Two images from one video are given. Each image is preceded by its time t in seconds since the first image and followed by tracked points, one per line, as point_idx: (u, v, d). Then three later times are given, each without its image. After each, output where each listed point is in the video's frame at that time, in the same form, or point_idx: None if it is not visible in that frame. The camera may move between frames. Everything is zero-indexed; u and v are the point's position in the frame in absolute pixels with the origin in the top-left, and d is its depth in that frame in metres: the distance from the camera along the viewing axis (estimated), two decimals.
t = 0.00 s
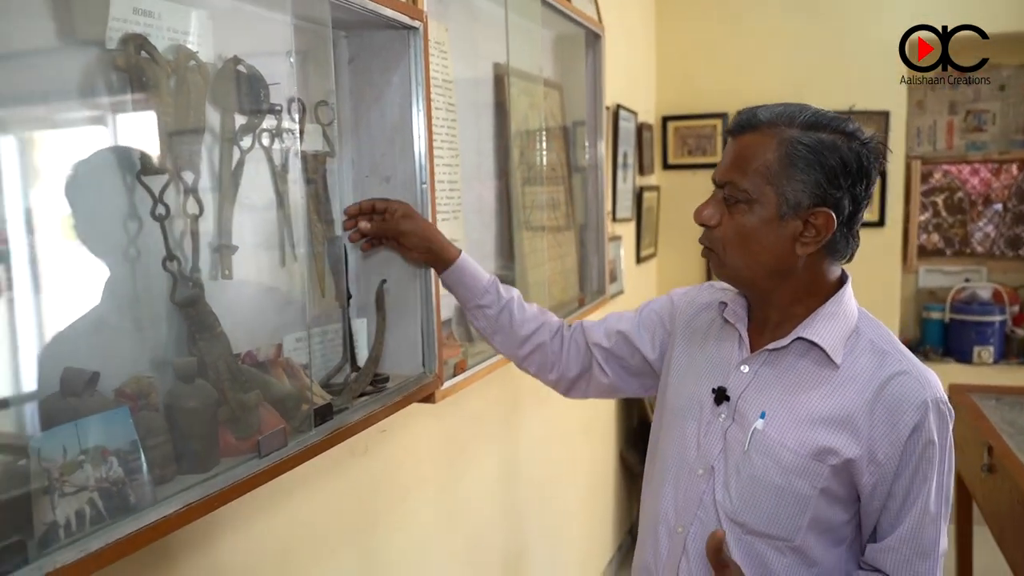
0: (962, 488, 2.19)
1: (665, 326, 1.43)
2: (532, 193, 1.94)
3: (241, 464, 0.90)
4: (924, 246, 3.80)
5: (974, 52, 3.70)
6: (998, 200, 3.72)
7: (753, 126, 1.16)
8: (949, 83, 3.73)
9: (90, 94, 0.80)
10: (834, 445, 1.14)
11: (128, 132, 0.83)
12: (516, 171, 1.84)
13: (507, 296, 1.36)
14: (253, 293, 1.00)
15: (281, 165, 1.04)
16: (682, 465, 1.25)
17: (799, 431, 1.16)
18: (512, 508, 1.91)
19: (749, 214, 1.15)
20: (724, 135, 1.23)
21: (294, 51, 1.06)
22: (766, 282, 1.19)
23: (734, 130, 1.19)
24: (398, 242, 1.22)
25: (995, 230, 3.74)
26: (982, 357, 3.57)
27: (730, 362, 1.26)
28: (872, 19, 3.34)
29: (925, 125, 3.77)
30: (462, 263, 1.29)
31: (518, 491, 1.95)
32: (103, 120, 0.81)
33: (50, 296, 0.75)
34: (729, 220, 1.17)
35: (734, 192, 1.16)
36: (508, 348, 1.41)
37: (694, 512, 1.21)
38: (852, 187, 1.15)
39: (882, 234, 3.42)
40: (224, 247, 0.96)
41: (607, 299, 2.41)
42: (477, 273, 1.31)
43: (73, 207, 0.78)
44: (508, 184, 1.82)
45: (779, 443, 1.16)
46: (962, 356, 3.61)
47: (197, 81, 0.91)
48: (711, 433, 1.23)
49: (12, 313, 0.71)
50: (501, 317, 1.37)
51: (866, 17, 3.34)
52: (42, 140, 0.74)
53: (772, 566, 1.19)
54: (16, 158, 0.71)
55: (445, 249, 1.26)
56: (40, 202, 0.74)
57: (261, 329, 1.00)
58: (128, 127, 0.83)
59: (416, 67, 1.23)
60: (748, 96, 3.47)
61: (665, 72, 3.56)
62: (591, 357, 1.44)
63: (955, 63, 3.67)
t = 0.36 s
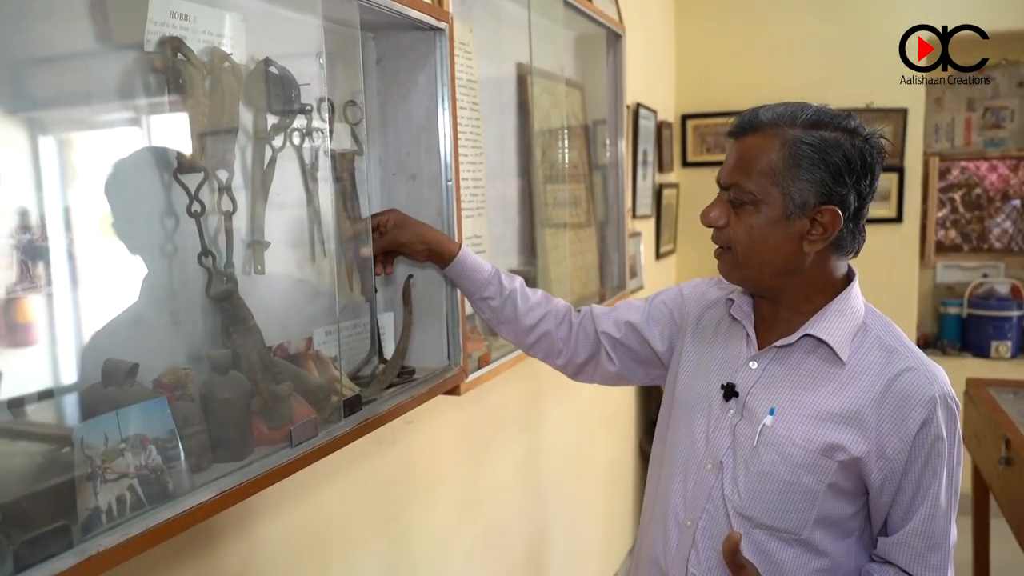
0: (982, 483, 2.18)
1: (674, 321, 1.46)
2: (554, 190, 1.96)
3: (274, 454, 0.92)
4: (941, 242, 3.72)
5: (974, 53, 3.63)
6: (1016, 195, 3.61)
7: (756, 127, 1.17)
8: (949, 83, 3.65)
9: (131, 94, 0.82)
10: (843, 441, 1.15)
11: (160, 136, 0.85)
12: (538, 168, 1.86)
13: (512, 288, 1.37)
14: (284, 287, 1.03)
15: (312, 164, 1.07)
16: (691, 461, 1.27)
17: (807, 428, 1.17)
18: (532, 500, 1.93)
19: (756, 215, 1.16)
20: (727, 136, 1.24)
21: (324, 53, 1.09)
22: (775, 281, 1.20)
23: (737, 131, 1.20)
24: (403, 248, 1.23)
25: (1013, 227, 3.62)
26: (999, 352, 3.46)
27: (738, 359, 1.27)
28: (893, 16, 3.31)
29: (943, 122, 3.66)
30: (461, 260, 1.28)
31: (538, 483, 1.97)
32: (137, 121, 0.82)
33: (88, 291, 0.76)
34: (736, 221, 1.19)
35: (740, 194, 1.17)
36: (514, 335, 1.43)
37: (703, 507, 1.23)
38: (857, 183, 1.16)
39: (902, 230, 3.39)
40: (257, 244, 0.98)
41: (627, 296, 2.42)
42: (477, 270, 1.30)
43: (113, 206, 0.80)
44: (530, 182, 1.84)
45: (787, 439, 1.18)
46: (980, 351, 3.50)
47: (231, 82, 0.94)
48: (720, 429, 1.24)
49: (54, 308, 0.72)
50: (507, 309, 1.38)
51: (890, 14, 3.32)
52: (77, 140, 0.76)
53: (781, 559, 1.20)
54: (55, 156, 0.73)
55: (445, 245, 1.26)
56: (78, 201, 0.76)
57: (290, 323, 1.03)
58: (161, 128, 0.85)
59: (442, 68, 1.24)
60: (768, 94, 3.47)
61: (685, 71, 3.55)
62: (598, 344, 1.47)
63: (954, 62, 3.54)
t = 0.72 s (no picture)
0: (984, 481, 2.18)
1: (669, 317, 1.46)
2: (557, 188, 1.96)
3: (274, 450, 0.91)
4: (945, 240, 3.69)
5: (975, 53, 3.62)
6: (1020, 193, 3.58)
7: (750, 125, 1.17)
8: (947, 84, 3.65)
9: (131, 92, 0.82)
10: (836, 440, 1.15)
11: (164, 134, 0.86)
12: (540, 166, 1.86)
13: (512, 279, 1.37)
14: (285, 285, 1.03)
15: (313, 160, 1.07)
16: (685, 459, 1.27)
17: (800, 427, 1.17)
18: (533, 498, 1.93)
19: (751, 214, 1.16)
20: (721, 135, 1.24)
21: (325, 49, 1.08)
22: (772, 279, 1.20)
23: (731, 130, 1.20)
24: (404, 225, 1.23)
25: (1018, 225, 3.60)
26: (1002, 350, 3.43)
27: (732, 358, 1.27)
28: (898, 14, 3.30)
29: (948, 119, 3.64)
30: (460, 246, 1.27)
31: (540, 480, 1.97)
32: (142, 118, 0.83)
33: (93, 290, 0.76)
34: (731, 220, 1.18)
35: (736, 192, 1.16)
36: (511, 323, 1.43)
37: (696, 505, 1.23)
38: (853, 180, 1.16)
39: (906, 228, 3.38)
40: (258, 240, 0.98)
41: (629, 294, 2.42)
42: (474, 261, 1.30)
43: (115, 203, 0.80)
44: (532, 179, 1.83)
45: (780, 438, 1.18)
46: (984, 349, 3.47)
47: (232, 79, 0.94)
48: (713, 428, 1.24)
49: (59, 304, 0.72)
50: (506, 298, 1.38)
51: (894, 12, 3.30)
52: (83, 138, 0.76)
53: (774, 558, 1.20)
54: (60, 153, 0.73)
55: (445, 226, 1.26)
56: (82, 198, 0.76)
57: (290, 319, 1.03)
58: (166, 125, 0.86)
59: (444, 65, 1.24)
60: (772, 91, 3.46)
61: (688, 68, 3.55)
62: (593, 335, 1.47)
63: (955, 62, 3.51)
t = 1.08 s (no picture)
0: (986, 480, 2.16)
1: (667, 315, 1.46)
2: (557, 185, 1.95)
3: (266, 447, 0.90)
4: (949, 238, 3.65)
5: (977, 52, 3.58)
6: None
7: (748, 121, 1.16)
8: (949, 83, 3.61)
9: (122, 89, 0.81)
10: (828, 441, 1.14)
11: (169, 132, 0.86)
12: (541, 163, 1.85)
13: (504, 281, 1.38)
14: (280, 281, 1.02)
15: (308, 156, 1.06)
16: (677, 458, 1.26)
17: (793, 426, 1.16)
18: (533, 496, 1.92)
19: (749, 211, 1.15)
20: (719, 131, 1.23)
21: (320, 44, 1.08)
22: (770, 278, 1.19)
23: (729, 126, 1.19)
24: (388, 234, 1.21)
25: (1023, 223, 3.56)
26: (1006, 349, 3.38)
27: (727, 357, 1.26)
28: (903, 10, 3.27)
29: (953, 117, 3.62)
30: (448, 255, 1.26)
31: (539, 479, 1.96)
32: (146, 114, 0.83)
33: (93, 286, 0.77)
34: (730, 217, 1.17)
35: (734, 189, 1.16)
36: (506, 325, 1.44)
37: (688, 504, 1.22)
38: (852, 177, 1.15)
39: (910, 226, 3.36)
40: (251, 237, 0.97)
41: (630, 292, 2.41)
42: (464, 269, 1.29)
43: (114, 200, 0.80)
44: (532, 176, 1.83)
45: (773, 438, 1.16)
46: (987, 348, 3.42)
47: (225, 74, 0.93)
48: (706, 427, 1.23)
49: (63, 298, 0.74)
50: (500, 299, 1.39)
51: (899, 9, 3.28)
52: (86, 135, 0.77)
53: (765, 558, 1.19)
54: (62, 149, 0.74)
55: (433, 237, 1.24)
56: (86, 194, 0.77)
57: (282, 316, 1.02)
58: (169, 122, 0.86)
59: (440, 61, 1.24)
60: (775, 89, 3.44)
61: (691, 66, 3.53)
62: (591, 335, 1.48)
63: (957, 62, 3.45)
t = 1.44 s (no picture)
0: (994, 480, 2.13)
1: (668, 315, 1.45)
2: (560, 181, 1.93)
3: (257, 445, 0.89)
4: (959, 237, 3.58)
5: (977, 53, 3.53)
6: None
7: (750, 114, 1.14)
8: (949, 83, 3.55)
9: (115, 87, 0.80)
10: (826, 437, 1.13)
11: (181, 126, 0.87)
12: (544, 159, 1.84)
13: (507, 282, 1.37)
14: (276, 277, 1.01)
15: (305, 150, 1.05)
16: (676, 456, 1.25)
17: (791, 423, 1.15)
18: (536, 494, 1.91)
19: (751, 205, 1.13)
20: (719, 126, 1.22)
21: (317, 38, 1.07)
22: (772, 272, 1.17)
23: (730, 120, 1.17)
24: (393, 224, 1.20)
25: None
26: (1017, 350, 3.30)
27: (726, 354, 1.25)
28: (913, 6, 3.23)
29: (963, 114, 3.54)
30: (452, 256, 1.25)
31: (541, 477, 1.95)
32: (152, 110, 0.83)
33: (100, 281, 0.77)
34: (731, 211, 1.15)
35: (736, 183, 1.14)
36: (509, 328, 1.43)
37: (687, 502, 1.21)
38: (854, 170, 1.13)
39: (919, 225, 3.32)
40: (245, 232, 0.96)
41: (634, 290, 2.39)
42: (469, 268, 1.28)
43: (119, 194, 0.81)
44: (535, 173, 1.81)
45: (771, 434, 1.15)
46: (997, 348, 3.34)
47: (219, 68, 0.92)
48: (706, 424, 1.22)
49: (70, 291, 0.74)
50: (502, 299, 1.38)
51: (909, 5, 3.24)
52: (94, 130, 0.78)
53: (764, 557, 1.17)
54: (71, 145, 0.75)
55: (440, 239, 1.23)
56: (93, 188, 0.78)
57: (279, 313, 1.01)
58: (176, 117, 0.86)
59: (439, 55, 1.22)
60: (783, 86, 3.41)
61: (699, 62, 3.51)
62: (594, 337, 1.47)
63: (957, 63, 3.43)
